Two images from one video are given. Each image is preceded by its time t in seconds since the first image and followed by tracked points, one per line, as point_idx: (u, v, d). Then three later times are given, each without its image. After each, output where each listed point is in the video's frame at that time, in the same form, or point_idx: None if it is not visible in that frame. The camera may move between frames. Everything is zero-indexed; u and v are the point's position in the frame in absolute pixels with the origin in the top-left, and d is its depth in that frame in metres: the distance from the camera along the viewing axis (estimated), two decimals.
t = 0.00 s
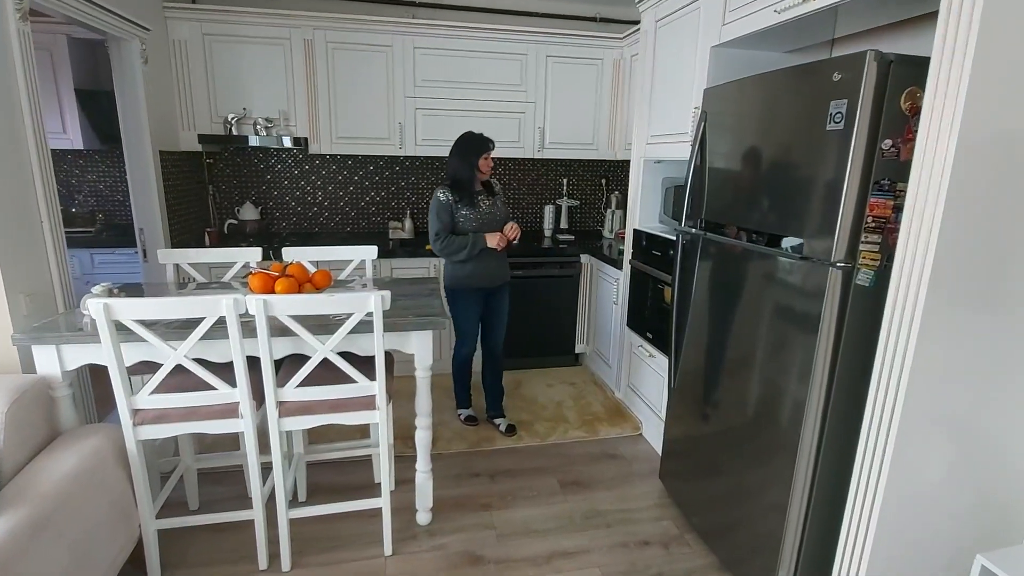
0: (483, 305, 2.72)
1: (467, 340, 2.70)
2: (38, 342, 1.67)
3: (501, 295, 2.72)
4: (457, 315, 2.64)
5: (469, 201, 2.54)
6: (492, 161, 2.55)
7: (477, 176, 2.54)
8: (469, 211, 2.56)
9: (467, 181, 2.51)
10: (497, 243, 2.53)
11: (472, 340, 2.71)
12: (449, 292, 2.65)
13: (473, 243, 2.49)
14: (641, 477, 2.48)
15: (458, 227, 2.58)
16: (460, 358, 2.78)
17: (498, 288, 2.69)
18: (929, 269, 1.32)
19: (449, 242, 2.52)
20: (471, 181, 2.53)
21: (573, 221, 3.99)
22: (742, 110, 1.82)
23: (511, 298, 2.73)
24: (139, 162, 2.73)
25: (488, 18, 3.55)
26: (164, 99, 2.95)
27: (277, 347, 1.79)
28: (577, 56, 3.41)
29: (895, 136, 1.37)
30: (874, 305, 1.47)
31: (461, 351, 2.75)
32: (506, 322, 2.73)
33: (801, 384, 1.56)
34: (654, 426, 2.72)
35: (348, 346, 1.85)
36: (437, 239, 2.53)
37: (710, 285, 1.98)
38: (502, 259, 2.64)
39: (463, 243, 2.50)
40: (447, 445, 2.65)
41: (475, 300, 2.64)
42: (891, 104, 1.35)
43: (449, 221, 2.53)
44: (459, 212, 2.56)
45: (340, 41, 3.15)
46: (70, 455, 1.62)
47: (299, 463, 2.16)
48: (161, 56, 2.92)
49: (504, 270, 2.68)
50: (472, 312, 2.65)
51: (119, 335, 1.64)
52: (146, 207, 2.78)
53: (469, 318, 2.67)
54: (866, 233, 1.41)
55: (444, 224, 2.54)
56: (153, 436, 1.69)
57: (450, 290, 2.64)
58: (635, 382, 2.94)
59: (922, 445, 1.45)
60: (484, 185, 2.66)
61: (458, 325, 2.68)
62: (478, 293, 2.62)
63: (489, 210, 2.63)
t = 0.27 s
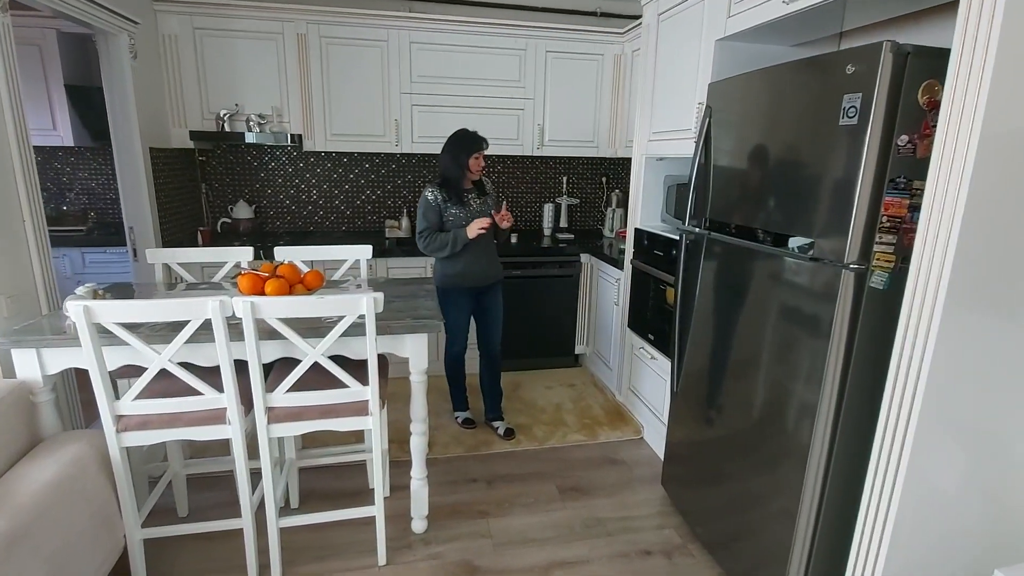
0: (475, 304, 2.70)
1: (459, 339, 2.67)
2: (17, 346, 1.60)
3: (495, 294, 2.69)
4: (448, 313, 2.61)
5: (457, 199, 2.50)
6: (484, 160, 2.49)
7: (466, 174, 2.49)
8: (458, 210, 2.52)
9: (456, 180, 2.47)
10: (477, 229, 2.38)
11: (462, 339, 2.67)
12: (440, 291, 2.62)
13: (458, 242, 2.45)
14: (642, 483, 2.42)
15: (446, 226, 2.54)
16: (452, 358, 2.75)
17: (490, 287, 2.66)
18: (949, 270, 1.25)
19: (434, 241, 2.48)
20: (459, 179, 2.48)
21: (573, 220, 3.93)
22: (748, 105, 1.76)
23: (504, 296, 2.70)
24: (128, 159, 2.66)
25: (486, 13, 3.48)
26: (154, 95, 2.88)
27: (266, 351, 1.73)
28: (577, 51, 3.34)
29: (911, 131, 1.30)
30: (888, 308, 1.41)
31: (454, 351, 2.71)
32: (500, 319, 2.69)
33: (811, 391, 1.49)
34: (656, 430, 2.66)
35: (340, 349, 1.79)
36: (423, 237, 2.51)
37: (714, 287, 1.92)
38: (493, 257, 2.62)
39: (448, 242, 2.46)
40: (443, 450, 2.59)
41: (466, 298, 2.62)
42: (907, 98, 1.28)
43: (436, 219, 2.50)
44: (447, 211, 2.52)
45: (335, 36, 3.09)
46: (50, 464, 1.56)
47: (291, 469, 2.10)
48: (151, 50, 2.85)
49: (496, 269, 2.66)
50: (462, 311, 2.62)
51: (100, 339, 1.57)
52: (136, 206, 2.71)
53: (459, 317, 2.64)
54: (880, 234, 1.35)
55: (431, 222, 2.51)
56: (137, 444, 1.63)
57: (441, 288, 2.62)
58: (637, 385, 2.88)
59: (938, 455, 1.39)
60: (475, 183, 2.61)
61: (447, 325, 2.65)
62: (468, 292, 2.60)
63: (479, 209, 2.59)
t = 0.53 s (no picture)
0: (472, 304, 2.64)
1: (456, 339, 2.62)
2: None
3: (493, 293, 2.63)
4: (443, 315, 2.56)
5: (452, 198, 2.44)
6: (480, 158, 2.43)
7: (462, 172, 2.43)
8: (452, 209, 2.45)
9: (451, 178, 2.41)
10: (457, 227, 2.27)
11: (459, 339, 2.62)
12: (437, 290, 2.57)
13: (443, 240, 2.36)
14: (647, 489, 2.36)
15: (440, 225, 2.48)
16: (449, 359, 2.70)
17: (489, 286, 2.61)
18: (974, 274, 1.16)
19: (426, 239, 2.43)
20: (454, 178, 2.42)
21: (574, 219, 3.86)
22: (758, 100, 1.68)
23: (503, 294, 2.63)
24: (118, 156, 2.59)
25: (486, 7, 3.41)
26: (146, 90, 2.81)
27: (257, 356, 1.66)
28: (578, 45, 3.27)
29: (934, 127, 1.23)
30: (908, 313, 1.34)
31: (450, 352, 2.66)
32: (499, 318, 2.63)
33: (825, 398, 1.43)
34: (660, 434, 2.60)
35: (334, 353, 1.73)
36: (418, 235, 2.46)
37: (722, 288, 1.85)
38: (490, 256, 2.56)
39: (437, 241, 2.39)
40: (442, 455, 2.53)
41: (462, 297, 2.56)
42: (930, 92, 1.21)
43: (430, 218, 2.45)
44: (442, 209, 2.45)
45: (331, 30, 3.02)
46: (31, 474, 1.50)
47: (285, 476, 2.04)
48: (142, 45, 2.79)
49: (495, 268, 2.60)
50: (458, 311, 2.57)
51: (83, 344, 1.51)
52: (126, 204, 2.64)
53: (456, 317, 2.59)
54: (900, 235, 1.28)
55: (425, 221, 2.46)
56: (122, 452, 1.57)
57: (438, 288, 2.56)
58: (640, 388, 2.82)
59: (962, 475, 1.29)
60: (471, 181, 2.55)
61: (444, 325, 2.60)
62: (465, 292, 2.55)
63: (474, 207, 2.52)
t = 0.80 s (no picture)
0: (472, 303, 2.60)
1: (456, 338, 2.57)
2: None
3: (495, 292, 2.58)
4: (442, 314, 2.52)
5: (449, 195, 2.38)
6: (478, 153, 2.37)
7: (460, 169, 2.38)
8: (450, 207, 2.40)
9: (449, 175, 2.35)
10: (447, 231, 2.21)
11: (457, 339, 2.57)
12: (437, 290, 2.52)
13: (435, 238, 2.31)
14: (652, 496, 2.29)
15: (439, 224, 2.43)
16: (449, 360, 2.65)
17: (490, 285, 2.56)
18: (1004, 280, 1.06)
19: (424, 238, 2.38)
20: (451, 175, 2.36)
21: (577, 217, 3.79)
22: (769, 95, 1.62)
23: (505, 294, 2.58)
24: (110, 153, 2.53)
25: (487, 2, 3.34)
26: (140, 87, 2.75)
27: (250, 361, 1.60)
28: (582, 41, 3.20)
29: (960, 122, 1.16)
30: (929, 318, 1.27)
31: (450, 352, 2.60)
32: (501, 319, 2.59)
33: (841, 407, 1.37)
34: (665, 439, 2.54)
35: (329, 359, 1.67)
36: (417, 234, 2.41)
37: (731, 291, 1.78)
38: (493, 255, 2.51)
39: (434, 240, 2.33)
40: (442, 460, 2.47)
41: (462, 296, 2.52)
42: (955, 85, 1.15)
43: (428, 216, 2.39)
44: (440, 208, 2.40)
45: (329, 25, 2.95)
46: (15, 483, 1.44)
47: (281, 483, 1.98)
48: (137, 40, 2.73)
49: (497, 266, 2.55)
50: (458, 309, 2.53)
51: (69, 349, 1.45)
52: (119, 203, 2.59)
53: (456, 315, 2.55)
54: (924, 236, 1.21)
55: (423, 219, 2.41)
56: (110, 461, 1.51)
57: (437, 288, 2.52)
58: (646, 392, 2.75)
59: (990, 498, 1.20)
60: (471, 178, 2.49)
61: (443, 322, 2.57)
62: (465, 290, 2.51)
63: (473, 205, 2.46)
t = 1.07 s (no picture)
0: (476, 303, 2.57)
1: (457, 337, 2.54)
2: None
3: (500, 293, 2.55)
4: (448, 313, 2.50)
5: (452, 192, 2.35)
6: (483, 147, 2.32)
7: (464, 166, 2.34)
8: (452, 204, 2.37)
9: (453, 172, 2.32)
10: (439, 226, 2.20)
11: (459, 340, 2.53)
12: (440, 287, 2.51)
13: (434, 236, 2.27)
14: (658, 501, 2.25)
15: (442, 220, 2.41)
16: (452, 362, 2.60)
17: (496, 286, 2.53)
18: None
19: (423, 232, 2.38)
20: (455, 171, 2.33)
21: (581, 216, 3.74)
22: (781, 90, 1.56)
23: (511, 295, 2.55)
24: (106, 153, 2.48)
25: None
26: (137, 85, 2.71)
27: (245, 367, 1.56)
28: (586, 36, 3.14)
29: (986, 118, 1.11)
30: (950, 323, 1.22)
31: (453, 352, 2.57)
32: (508, 320, 2.57)
33: (858, 416, 1.31)
34: (672, 443, 2.49)
35: (327, 363, 1.62)
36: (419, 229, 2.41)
37: (740, 293, 1.73)
38: (499, 254, 2.47)
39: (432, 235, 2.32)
40: (444, 464, 2.43)
41: (465, 296, 2.48)
42: (981, 79, 1.09)
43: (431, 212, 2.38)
44: (442, 204, 2.38)
45: (328, 21, 2.90)
46: (3, 493, 1.40)
47: (279, 489, 1.94)
48: (133, 36, 2.68)
49: (504, 266, 2.51)
50: (462, 308, 2.49)
51: (59, 355, 1.41)
52: (116, 203, 2.54)
53: (459, 314, 2.52)
54: (947, 237, 1.16)
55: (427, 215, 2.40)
56: (101, 470, 1.47)
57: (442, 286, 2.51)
58: (651, 394, 2.69)
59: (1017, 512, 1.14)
60: (479, 176, 2.43)
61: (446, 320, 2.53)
62: (470, 291, 2.48)
63: (478, 203, 2.41)
